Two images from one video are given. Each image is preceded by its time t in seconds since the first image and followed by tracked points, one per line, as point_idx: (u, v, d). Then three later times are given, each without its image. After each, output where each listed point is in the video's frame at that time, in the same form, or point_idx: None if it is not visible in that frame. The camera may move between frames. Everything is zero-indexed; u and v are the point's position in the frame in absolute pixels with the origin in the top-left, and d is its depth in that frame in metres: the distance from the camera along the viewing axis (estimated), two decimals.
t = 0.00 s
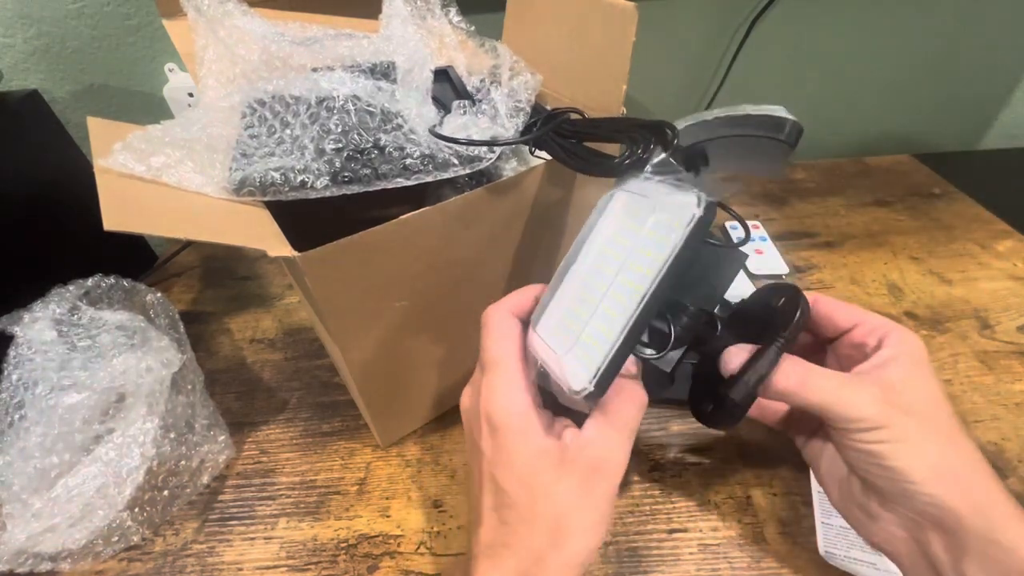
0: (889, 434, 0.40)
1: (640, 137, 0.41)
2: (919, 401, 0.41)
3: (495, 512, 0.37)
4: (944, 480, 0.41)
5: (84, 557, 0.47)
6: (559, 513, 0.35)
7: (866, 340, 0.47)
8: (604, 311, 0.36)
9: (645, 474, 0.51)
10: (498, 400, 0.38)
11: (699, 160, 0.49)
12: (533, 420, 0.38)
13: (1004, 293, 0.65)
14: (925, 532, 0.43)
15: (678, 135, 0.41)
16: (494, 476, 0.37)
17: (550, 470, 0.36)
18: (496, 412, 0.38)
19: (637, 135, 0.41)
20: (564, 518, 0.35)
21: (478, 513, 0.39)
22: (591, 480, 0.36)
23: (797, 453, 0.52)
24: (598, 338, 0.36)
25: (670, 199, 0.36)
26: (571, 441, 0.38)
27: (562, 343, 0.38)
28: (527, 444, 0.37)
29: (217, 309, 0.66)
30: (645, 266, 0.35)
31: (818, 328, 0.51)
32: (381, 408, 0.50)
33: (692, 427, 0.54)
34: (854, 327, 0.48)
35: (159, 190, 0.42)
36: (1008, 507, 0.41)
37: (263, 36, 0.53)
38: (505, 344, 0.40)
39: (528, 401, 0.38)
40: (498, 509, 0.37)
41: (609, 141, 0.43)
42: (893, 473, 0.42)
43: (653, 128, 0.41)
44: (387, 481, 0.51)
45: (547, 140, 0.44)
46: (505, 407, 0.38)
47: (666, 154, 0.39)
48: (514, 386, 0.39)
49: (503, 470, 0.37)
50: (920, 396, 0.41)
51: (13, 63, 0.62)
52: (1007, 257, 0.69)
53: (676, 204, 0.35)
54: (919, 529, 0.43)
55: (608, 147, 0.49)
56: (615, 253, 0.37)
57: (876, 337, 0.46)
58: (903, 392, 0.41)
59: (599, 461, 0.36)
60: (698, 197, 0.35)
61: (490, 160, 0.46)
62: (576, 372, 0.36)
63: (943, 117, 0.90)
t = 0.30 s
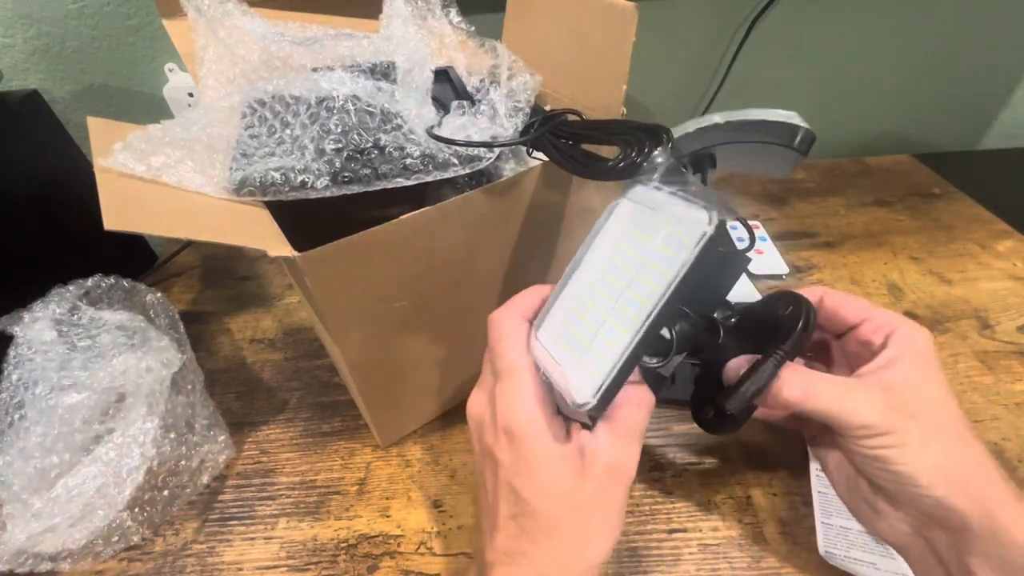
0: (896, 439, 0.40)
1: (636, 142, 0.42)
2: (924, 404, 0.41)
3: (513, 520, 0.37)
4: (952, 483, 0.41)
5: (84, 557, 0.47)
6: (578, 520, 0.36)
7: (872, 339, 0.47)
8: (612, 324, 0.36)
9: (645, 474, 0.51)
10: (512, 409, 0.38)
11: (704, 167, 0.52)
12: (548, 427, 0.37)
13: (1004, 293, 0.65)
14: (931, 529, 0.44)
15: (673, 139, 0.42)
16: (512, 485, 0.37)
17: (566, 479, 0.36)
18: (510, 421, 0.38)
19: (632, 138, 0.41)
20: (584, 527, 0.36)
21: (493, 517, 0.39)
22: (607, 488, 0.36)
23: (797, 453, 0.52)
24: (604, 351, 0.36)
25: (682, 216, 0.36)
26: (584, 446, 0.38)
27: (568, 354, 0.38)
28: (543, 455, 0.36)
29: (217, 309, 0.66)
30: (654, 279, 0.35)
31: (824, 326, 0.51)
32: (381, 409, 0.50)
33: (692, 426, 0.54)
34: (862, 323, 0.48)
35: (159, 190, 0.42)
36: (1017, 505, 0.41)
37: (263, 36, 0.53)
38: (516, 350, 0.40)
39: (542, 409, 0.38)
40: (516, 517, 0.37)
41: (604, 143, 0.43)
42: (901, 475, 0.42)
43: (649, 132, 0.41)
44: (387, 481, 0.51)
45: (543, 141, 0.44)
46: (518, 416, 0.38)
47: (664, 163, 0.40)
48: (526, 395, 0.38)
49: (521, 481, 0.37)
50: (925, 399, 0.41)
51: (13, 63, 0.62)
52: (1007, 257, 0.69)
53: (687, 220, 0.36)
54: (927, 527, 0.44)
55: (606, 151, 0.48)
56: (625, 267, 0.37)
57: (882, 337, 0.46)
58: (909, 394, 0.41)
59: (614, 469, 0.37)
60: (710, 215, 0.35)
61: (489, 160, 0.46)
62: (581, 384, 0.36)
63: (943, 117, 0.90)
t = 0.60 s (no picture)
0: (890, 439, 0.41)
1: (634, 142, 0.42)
2: (918, 403, 0.41)
3: (501, 514, 0.37)
4: (948, 481, 0.41)
5: (84, 557, 0.47)
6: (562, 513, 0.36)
7: (864, 344, 0.47)
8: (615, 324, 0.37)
9: (645, 474, 0.51)
10: (503, 400, 0.38)
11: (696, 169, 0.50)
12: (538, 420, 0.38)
13: (1004, 293, 0.65)
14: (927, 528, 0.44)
15: (673, 140, 0.42)
16: (501, 477, 0.37)
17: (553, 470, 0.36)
18: (501, 412, 0.38)
19: (632, 138, 0.42)
20: (569, 521, 0.35)
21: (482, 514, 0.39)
22: (594, 484, 0.36)
23: (797, 453, 0.52)
24: (608, 350, 0.37)
25: (679, 219, 0.38)
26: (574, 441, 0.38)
27: (568, 353, 0.39)
28: (532, 446, 0.37)
29: (217, 309, 0.66)
30: (658, 280, 0.37)
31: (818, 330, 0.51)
32: (381, 409, 0.50)
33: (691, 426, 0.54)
34: (856, 326, 0.48)
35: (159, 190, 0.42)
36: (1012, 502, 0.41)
37: (264, 36, 0.53)
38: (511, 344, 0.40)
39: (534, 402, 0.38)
40: (504, 511, 0.37)
41: (604, 143, 0.43)
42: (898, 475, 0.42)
43: (650, 132, 0.41)
44: (387, 482, 0.51)
45: (542, 142, 0.44)
46: (509, 408, 0.38)
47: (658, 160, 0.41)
48: (518, 387, 0.39)
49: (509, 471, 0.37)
50: (918, 398, 0.42)
51: (13, 63, 0.62)
52: (1007, 257, 0.69)
53: (683, 221, 0.37)
54: (925, 527, 0.44)
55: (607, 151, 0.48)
56: (626, 266, 0.38)
57: (873, 341, 0.47)
58: (902, 394, 0.41)
59: (602, 465, 0.37)
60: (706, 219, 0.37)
61: (489, 160, 0.45)
62: (586, 382, 0.37)
63: (943, 117, 0.90)
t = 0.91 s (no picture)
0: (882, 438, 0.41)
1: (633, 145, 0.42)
2: (909, 404, 0.41)
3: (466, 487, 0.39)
4: (942, 482, 0.41)
5: (84, 557, 0.47)
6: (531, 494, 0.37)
7: (856, 346, 0.48)
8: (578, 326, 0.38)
9: (646, 474, 0.51)
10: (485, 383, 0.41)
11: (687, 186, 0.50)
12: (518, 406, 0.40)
13: (1004, 293, 0.65)
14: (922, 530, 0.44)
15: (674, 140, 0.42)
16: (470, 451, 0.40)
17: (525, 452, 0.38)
18: (482, 394, 0.40)
19: (632, 137, 0.41)
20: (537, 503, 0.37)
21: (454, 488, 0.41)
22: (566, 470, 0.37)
23: (797, 452, 0.52)
24: (575, 352, 0.38)
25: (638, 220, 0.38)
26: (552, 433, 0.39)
27: (545, 355, 0.39)
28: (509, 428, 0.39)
29: (217, 309, 0.66)
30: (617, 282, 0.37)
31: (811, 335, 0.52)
32: (382, 409, 0.50)
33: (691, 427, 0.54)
34: (850, 329, 0.49)
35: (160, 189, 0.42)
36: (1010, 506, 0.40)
37: (264, 36, 0.54)
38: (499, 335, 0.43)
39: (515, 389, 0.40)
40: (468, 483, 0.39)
41: (604, 143, 0.43)
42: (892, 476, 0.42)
43: (650, 131, 0.41)
44: (387, 482, 0.51)
45: (543, 142, 0.44)
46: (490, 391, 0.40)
47: (658, 161, 0.40)
48: (499, 372, 0.41)
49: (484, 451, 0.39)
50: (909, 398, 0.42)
51: (13, 63, 0.62)
52: (1007, 257, 0.69)
53: (644, 225, 0.37)
54: (919, 528, 0.44)
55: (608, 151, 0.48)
56: (588, 269, 0.38)
57: (865, 343, 0.47)
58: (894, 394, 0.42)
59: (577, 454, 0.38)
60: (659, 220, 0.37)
61: (489, 160, 0.45)
62: (559, 386, 0.37)
63: (943, 118, 0.90)
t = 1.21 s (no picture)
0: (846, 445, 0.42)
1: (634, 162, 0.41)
2: (876, 412, 0.42)
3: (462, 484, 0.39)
4: (908, 487, 0.42)
5: (84, 557, 0.47)
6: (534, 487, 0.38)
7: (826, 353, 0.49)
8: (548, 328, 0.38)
9: (646, 474, 0.51)
10: (468, 380, 0.40)
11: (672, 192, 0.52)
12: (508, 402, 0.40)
13: (1004, 293, 0.65)
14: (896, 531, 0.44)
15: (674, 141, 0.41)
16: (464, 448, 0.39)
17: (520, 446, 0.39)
18: (465, 392, 0.40)
19: (632, 138, 0.41)
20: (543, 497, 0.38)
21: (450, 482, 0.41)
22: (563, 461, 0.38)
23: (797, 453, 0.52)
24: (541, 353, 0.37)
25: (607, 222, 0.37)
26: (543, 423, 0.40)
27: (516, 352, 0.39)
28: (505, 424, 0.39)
29: (217, 309, 0.66)
30: (583, 282, 0.36)
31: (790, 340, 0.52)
32: (382, 409, 0.50)
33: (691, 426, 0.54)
34: (826, 334, 0.50)
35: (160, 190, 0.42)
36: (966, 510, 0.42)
37: (264, 36, 0.54)
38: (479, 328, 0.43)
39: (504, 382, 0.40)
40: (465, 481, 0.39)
41: (603, 143, 0.43)
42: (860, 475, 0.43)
43: (649, 132, 0.41)
44: (387, 481, 0.51)
45: (543, 142, 0.44)
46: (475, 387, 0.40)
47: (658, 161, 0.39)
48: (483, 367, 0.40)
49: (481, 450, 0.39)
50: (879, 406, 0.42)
51: (13, 63, 0.62)
52: (1008, 257, 0.69)
53: (610, 224, 0.37)
54: (894, 535, 0.44)
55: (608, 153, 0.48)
56: (556, 268, 0.38)
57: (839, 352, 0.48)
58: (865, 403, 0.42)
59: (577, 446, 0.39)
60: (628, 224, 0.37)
61: (489, 160, 0.45)
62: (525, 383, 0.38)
63: (943, 118, 0.90)
